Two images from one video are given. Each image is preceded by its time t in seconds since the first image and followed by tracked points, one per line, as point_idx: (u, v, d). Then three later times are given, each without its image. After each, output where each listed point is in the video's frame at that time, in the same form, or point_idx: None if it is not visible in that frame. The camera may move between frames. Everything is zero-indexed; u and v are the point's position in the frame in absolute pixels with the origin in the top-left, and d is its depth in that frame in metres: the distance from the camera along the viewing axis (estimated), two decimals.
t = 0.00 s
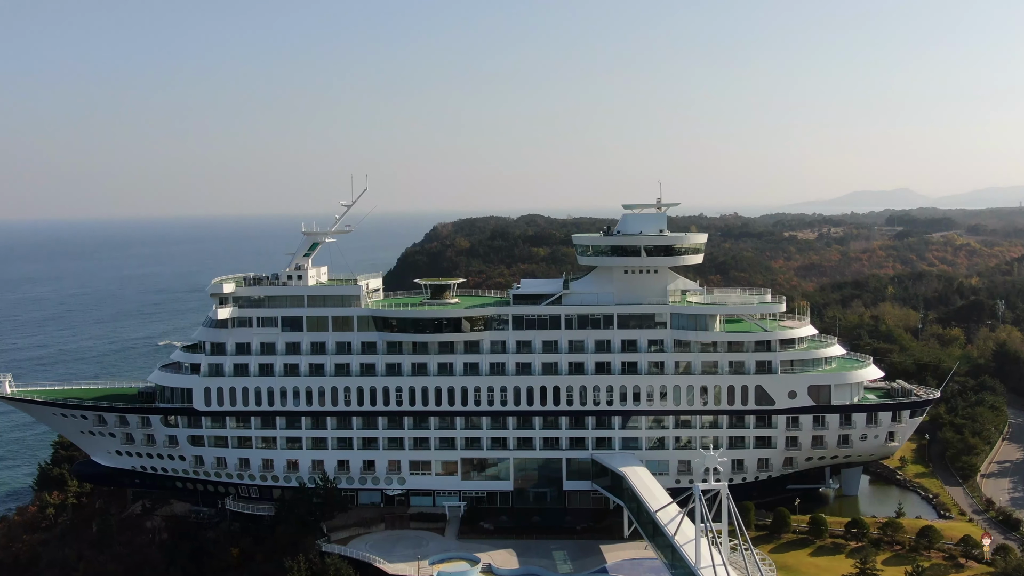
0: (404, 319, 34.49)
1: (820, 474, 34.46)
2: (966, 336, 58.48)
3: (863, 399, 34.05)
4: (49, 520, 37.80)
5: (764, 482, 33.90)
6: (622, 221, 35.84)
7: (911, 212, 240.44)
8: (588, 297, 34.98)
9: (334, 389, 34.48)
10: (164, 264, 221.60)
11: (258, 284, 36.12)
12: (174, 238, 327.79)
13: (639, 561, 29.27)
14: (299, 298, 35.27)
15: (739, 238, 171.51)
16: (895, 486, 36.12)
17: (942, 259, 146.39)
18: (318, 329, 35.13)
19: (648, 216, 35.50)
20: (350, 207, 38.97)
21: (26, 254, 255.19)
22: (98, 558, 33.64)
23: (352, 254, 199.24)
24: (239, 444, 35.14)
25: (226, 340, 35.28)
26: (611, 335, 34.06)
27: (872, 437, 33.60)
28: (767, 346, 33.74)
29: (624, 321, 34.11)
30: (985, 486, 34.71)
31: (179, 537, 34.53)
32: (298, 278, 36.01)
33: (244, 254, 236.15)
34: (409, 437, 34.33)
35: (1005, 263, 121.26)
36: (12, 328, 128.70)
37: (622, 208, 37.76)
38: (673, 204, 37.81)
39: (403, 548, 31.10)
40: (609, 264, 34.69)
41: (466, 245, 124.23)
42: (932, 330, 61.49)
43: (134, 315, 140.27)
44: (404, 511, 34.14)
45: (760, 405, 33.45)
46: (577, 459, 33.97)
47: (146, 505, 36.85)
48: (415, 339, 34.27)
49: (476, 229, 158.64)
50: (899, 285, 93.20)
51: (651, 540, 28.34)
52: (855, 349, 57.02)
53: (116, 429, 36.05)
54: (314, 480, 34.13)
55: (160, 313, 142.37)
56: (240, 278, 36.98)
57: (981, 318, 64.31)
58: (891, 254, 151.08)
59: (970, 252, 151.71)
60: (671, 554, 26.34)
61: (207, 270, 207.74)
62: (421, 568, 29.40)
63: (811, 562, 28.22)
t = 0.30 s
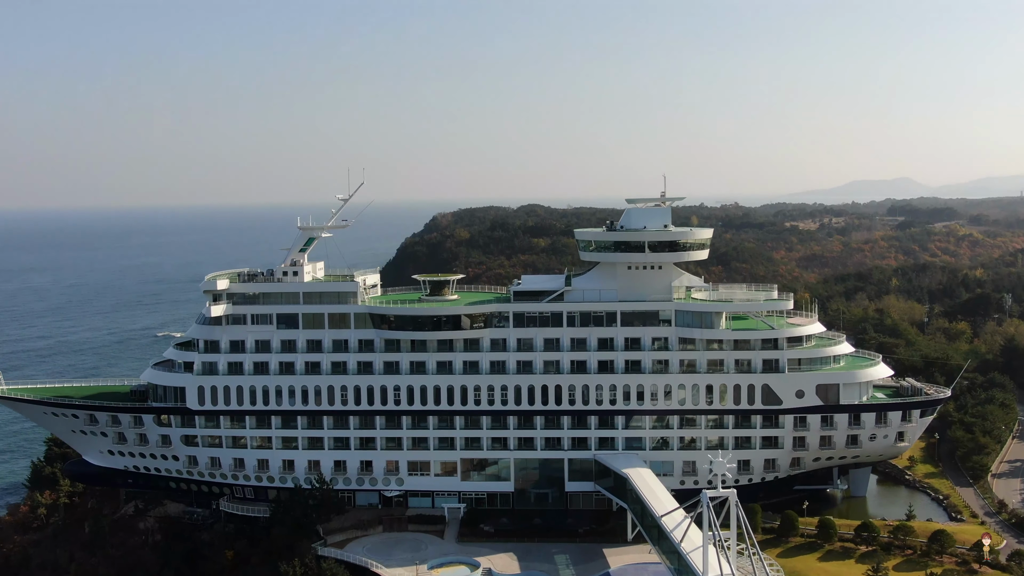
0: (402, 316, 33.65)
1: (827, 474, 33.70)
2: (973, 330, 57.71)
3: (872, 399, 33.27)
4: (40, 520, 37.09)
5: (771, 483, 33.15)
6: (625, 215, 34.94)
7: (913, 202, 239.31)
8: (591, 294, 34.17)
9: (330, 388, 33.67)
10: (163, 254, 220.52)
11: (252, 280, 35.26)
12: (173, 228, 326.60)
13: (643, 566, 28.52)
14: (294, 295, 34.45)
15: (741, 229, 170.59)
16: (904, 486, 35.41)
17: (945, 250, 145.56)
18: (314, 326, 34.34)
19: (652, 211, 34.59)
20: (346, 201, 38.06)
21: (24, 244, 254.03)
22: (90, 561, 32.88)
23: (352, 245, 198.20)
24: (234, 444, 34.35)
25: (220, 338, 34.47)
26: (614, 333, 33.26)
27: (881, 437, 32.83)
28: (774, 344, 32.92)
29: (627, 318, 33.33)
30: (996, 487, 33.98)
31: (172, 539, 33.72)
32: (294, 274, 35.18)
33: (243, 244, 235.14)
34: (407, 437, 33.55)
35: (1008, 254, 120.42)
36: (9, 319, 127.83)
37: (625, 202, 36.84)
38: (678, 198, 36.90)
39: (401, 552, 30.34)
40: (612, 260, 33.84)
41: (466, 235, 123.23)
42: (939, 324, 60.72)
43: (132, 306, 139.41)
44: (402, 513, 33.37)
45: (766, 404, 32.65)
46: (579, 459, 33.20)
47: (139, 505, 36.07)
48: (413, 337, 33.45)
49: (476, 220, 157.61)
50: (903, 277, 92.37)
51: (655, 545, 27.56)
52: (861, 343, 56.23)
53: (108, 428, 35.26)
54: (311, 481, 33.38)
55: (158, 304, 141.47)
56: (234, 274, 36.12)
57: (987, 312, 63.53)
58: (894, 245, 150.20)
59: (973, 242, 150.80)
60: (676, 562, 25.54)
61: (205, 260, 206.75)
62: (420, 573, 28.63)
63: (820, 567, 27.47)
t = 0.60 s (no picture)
0: (400, 314, 32.81)
1: (835, 476, 32.96)
2: (979, 325, 56.91)
3: (881, 398, 32.49)
4: (31, 521, 36.23)
5: (778, 485, 32.40)
6: (628, 210, 34.03)
7: (914, 192, 238.29)
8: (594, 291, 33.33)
9: (326, 388, 32.86)
10: (160, 245, 219.31)
11: (246, 276, 34.36)
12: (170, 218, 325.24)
13: (648, 572, 27.79)
14: (289, 292, 33.58)
15: (741, 219, 169.64)
16: (912, 487, 34.69)
17: (946, 241, 144.78)
18: (309, 324, 33.50)
19: (656, 206, 33.68)
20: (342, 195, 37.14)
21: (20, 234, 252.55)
22: (81, 565, 32.10)
23: (350, 235, 197.08)
24: (228, 445, 33.56)
25: (213, 336, 33.62)
26: (617, 331, 32.43)
27: (891, 437, 32.07)
28: (781, 343, 32.10)
29: (631, 316, 32.51)
30: (1008, 488, 33.25)
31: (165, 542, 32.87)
32: (289, 271, 34.28)
33: (241, 235, 233.94)
34: (405, 437, 32.76)
35: (1011, 245, 119.64)
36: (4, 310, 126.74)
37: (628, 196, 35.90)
38: (682, 193, 35.97)
39: (400, 556, 29.58)
40: (615, 256, 32.97)
41: (465, 226, 122.17)
42: (944, 318, 59.94)
43: (129, 297, 138.36)
44: (400, 516, 32.59)
45: (773, 404, 31.86)
46: (581, 460, 32.43)
47: (131, 507, 35.27)
48: (411, 335, 32.63)
49: (475, 210, 156.53)
50: (906, 269, 91.58)
51: (660, 551, 26.80)
52: (866, 338, 55.46)
53: (99, 428, 34.44)
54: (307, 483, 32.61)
55: (155, 295, 140.42)
56: (228, 270, 35.24)
57: (993, 306, 62.75)
58: (895, 236, 149.40)
59: (975, 233, 150.02)
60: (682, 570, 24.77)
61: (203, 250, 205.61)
62: None
63: (829, 573, 26.77)
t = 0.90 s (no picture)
0: (398, 312, 31.96)
1: (843, 478, 32.21)
2: (985, 320, 56.18)
3: (890, 399, 31.72)
4: (21, 523, 34.71)
5: (785, 488, 31.64)
6: (632, 206, 33.12)
7: (915, 183, 237.19)
8: (596, 288, 32.47)
9: (322, 388, 32.06)
10: (158, 235, 218.15)
11: (240, 274, 33.53)
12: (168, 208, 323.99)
13: None
14: (284, 290, 32.76)
15: (742, 210, 168.75)
16: (922, 489, 33.96)
17: (949, 233, 144.13)
18: (305, 323, 32.67)
19: (660, 202, 32.80)
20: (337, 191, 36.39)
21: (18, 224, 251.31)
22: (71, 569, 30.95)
23: (350, 226, 196.04)
24: (221, 446, 32.76)
25: (206, 335, 32.79)
26: (621, 330, 31.60)
27: (901, 439, 31.31)
28: (788, 342, 31.30)
29: (635, 315, 31.68)
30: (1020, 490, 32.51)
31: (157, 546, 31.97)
32: (283, 268, 33.35)
33: (240, 225, 232.88)
34: (403, 439, 31.97)
35: (1014, 237, 118.93)
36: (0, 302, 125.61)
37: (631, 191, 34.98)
38: (685, 188, 35.09)
39: (397, 562, 28.83)
40: (618, 253, 32.09)
41: (465, 218, 121.21)
42: (950, 313, 59.21)
43: (126, 288, 137.31)
44: (398, 519, 31.83)
45: (781, 405, 31.06)
46: (584, 463, 31.66)
47: (123, 510, 34.25)
48: (409, 335, 31.79)
49: (474, 202, 155.55)
50: (910, 262, 90.85)
51: (665, 559, 26.09)
52: (872, 333, 54.67)
53: (89, 429, 33.65)
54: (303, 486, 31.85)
55: (153, 286, 139.37)
56: (221, 267, 34.39)
57: (999, 300, 62.02)
58: (897, 227, 148.63)
59: (978, 224, 149.24)
60: None
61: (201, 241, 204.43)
62: None
63: None
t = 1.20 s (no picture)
0: (395, 311, 31.11)
1: (852, 481, 31.47)
2: (993, 316, 55.36)
3: (900, 400, 30.94)
4: (11, 525, 33.79)
5: (792, 491, 30.89)
6: (636, 202, 32.18)
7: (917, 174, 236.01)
8: (599, 287, 31.62)
9: (318, 389, 31.27)
10: (157, 226, 217.00)
11: (233, 271, 32.69)
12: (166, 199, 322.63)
13: None
14: (279, 288, 31.95)
15: (744, 202, 167.77)
16: (932, 492, 33.25)
17: (951, 224, 143.29)
18: (301, 322, 31.86)
19: (665, 198, 31.87)
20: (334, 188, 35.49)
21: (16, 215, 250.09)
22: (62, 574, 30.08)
23: (349, 216, 194.96)
24: (215, 448, 31.99)
25: (199, 334, 31.98)
26: (624, 330, 30.78)
27: (911, 441, 30.54)
28: (796, 342, 30.48)
29: (639, 315, 30.86)
30: None
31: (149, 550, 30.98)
32: (278, 266, 32.41)
33: (238, 215, 231.74)
34: (401, 441, 31.20)
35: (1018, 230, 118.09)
36: None
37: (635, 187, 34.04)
38: (691, 184, 34.15)
39: (395, 569, 28.09)
40: (622, 251, 31.23)
41: (465, 209, 120.21)
42: (957, 308, 58.39)
43: (124, 279, 136.33)
44: (396, 524, 31.09)
45: (788, 407, 30.28)
46: (587, 466, 30.90)
47: (115, 513, 33.21)
48: (407, 334, 30.97)
49: (474, 193, 154.59)
50: (914, 255, 90.01)
51: (671, 568, 25.36)
52: (877, 329, 53.87)
53: (80, 430, 32.87)
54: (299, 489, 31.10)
55: (151, 277, 138.40)
56: (214, 264, 33.55)
57: (1006, 295, 61.21)
58: (900, 219, 147.73)
59: (981, 216, 148.32)
60: None
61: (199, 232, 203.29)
62: None
63: None
